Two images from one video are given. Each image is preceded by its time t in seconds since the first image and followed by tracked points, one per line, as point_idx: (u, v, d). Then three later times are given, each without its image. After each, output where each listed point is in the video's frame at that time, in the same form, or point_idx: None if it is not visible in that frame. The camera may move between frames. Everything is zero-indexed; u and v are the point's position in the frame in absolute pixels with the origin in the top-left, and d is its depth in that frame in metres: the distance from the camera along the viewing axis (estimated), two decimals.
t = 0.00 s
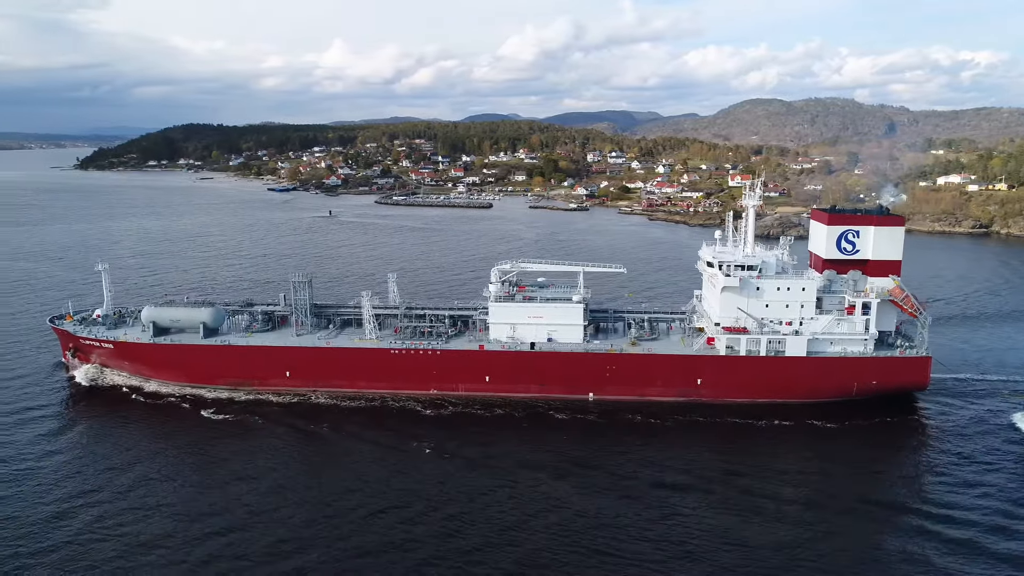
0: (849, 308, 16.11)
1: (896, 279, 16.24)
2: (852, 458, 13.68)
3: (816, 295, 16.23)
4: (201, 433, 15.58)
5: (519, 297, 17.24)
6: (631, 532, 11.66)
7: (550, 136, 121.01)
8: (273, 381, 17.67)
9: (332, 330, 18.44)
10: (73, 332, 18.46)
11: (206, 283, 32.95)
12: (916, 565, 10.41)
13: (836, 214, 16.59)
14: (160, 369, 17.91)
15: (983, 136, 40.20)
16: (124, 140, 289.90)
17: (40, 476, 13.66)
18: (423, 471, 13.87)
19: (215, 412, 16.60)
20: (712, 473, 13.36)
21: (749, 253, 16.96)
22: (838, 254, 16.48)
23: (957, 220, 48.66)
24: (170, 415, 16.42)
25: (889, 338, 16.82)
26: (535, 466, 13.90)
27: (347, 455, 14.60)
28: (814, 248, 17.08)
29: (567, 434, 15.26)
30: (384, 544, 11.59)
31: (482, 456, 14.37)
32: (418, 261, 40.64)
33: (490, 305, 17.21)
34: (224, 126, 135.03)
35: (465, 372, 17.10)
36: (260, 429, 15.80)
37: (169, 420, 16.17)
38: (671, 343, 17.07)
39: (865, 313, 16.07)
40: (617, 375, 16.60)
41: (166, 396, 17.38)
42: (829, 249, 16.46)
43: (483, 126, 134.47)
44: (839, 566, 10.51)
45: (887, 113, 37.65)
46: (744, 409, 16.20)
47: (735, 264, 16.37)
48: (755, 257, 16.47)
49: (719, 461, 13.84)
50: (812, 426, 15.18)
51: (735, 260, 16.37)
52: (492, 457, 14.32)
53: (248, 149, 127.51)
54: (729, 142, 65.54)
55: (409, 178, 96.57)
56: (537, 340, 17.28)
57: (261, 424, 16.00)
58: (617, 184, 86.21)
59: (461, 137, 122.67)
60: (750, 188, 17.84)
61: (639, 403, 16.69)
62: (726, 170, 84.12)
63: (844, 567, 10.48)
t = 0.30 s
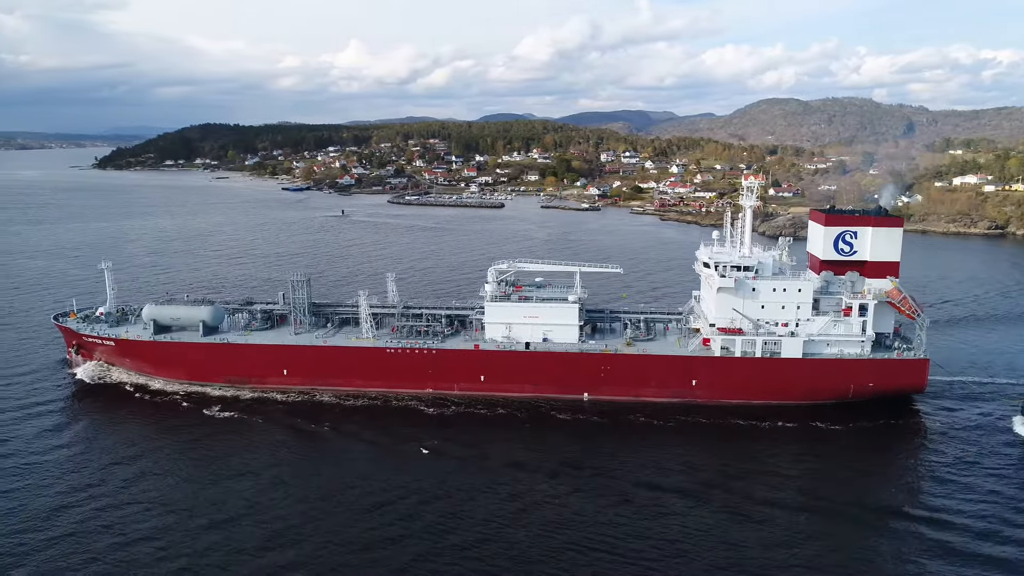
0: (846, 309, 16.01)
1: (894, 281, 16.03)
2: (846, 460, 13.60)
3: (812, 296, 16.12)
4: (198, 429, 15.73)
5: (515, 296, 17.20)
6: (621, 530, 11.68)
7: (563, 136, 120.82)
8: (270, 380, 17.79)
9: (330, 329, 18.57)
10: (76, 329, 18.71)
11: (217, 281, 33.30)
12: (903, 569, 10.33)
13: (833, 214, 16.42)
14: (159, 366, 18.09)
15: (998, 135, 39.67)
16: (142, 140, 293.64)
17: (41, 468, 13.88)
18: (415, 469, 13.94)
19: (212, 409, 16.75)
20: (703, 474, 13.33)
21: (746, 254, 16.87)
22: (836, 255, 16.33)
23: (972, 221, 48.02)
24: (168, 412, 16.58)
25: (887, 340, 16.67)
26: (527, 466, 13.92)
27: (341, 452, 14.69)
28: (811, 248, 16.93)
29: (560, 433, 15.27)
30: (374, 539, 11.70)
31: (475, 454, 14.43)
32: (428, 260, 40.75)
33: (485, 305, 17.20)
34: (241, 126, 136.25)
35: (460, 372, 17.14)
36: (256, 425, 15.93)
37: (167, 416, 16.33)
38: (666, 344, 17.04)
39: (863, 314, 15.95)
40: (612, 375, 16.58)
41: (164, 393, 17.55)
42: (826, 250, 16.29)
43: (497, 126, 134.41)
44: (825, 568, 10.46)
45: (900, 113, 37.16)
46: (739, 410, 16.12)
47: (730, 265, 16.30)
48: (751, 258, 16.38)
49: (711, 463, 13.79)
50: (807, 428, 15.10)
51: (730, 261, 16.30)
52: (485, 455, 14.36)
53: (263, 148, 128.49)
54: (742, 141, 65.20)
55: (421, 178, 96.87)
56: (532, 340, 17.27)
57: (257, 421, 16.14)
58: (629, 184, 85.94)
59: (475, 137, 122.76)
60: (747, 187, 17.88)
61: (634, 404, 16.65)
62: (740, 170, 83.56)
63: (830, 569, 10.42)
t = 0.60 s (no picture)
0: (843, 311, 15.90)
1: (892, 282, 15.91)
2: (840, 463, 13.51)
3: (808, 298, 16.03)
4: (196, 426, 15.89)
5: (511, 296, 17.27)
6: (611, 528, 11.75)
7: (577, 135, 120.59)
8: (267, 377, 17.94)
9: (328, 328, 18.72)
10: (79, 326, 18.96)
11: (227, 279, 33.63)
12: (888, 570, 10.33)
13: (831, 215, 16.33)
14: (160, 363, 18.29)
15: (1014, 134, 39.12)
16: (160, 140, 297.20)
17: (45, 461, 14.13)
18: (408, 466, 14.02)
19: (210, 407, 16.90)
20: (694, 475, 13.30)
21: (742, 254, 16.79)
22: (832, 256, 16.25)
23: (989, 221, 47.41)
24: (166, 408, 16.78)
25: (885, 342, 16.54)
26: (519, 464, 13.95)
27: (336, 450, 14.80)
28: (809, 249, 16.86)
29: (553, 432, 15.31)
30: (367, 534, 11.82)
31: (468, 452, 14.50)
32: (438, 259, 40.87)
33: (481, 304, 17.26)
34: (257, 126, 137.30)
35: (455, 371, 17.19)
36: (253, 422, 16.08)
37: (166, 413, 16.51)
38: (662, 344, 17.01)
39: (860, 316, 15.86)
40: (606, 375, 16.57)
41: (163, 390, 17.74)
42: (823, 251, 16.20)
43: (512, 126, 134.25)
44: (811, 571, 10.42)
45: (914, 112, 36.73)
46: (734, 411, 16.05)
47: (726, 265, 16.22)
48: (747, 259, 16.29)
49: (704, 464, 13.76)
50: (802, 430, 15.00)
51: (726, 262, 16.23)
52: (478, 454, 14.41)
53: (279, 148, 129.47)
54: (756, 140, 64.86)
55: (435, 178, 97.15)
56: (527, 340, 17.30)
57: (254, 418, 16.29)
58: (642, 184, 85.66)
59: (490, 136, 122.86)
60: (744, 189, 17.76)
61: (628, 404, 16.63)
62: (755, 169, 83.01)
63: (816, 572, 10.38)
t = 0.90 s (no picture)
0: (840, 312, 15.72)
1: (890, 283, 15.80)
2: (833, 464, 13.46)
3: (804, 299, 15.95)
4: (195, 422, 16.06)
5: (507, 296, 17.32)
6: (603, 526, 11.80)
7: (592, 134, 120.30)
8: (266, 375, 18.09)
9: (327, 326, 18.86)
10: (84, 323, 19.23)
11: (238, 277, 33.95)
12: (877, 571, 10.30)
13: (828, 215, 16.23)
14: (161, 360, 18.51)
15: None
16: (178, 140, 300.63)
17: (50, 453, 14.39)
18: (403, 463, 14.14)
19: (208, 403, 17.06)
20: (687, 475, 13.29)
21: (739, 254, 16.73)
22: (830, 256, 16.16)
23: (1006, 222, 46.75)
24: (167, 404, 16.98)
25: (883, 343, 16.42)
26: (512, 462, 14.01)
27: (332, 447, 14.92)
28: (807, 249, 16.79)
29: (548, 431, 15.35)
30: (361, 529, 11.94)
31: (463, 450, 14.57)
32: (448, 258, 40.99)
33: (478, 303, 17.31)
34: (272, 126, 138.24)
35: (451, 369, 17.26)
36: (251, 419, 16.25)
37: (165, 409, 16.70)
38: (658, 344, 16.99)
39: (857, 317, 15.69)
40: (602, 375, 16.57)
41: (164, 386, 17.95)
42: (821, 251, 16.12)
43: (526, 126, 133.97)
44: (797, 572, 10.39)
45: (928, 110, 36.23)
46: (729, 412, 16.01)
47: (722, 266, 16.15)
48: (744, 259, 16.22)
49: (697, 463, 13.74)
50: (798, 432, 14.94)
51: (722, 262, 16.17)
52: (472, 452, 14.49)
53: (294, 148, 130.34)
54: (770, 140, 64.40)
55: (448, 177, 97.38)
56: (524, 339, 17.33)
57: (251, 415, 16.45)
58: (655, 183, 85.37)
59: (504, 136, 122.90)
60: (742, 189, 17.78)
61: (624, 404, 16.62)
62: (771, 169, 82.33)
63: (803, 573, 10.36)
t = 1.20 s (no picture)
0: (837, 313, 15.62)
1: (888, 284, 15.68)
2: (827, 466, 13.41)
3: (801, 299, 15.87)
4: (194, 418, 16.26)
5: (505, 296, 17.37)
6: (596, 524, 11.85)
7: (606, 134, 120.01)
8: (265, 373, 18.26)
9: (326, 324, 18.99)
10: (88, 320, 19.50)
11: (248, 276, 34.24)
12: (868, 572, 10.27)
13: (826, 215, 16.14)
14: (163, 358, 18.75)
15: None
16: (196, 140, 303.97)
17: (53, 447, 14.63)
18: (397, 461, 14.24)
19: (208, 400, 17.25)
20: (679, 475, 13.28)
21: (736, 255, 16.67)
22: (827, 257, 16.08)
23: None
24: (167, 400, 17.19)
25: (881, 345, 16.30)
26: (505, 461, 14.07)
27: (328, 443, 15.06)
28: (804, 249, 16.71)
29: (543, 431, 15.39)
30: (356, 524, 12.08)
31: (458, 448, 14.64)
32: (458, 258, 41.10)
33: (475, 302, 17.39)
34: (288, 126, 139.22)
35: (448, 369, 17.33)
36: (250, 416, 16.42)
37: (166, 405, 16.91)
38: (655, 344, 16.96)
39: (854, 318, 15.58)
40: (598, 375, 16.58)
41: (165, 383, 18.16)
42: (818, 252, 16.04)
43: (540, 127, 133.76)
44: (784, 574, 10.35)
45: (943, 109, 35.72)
46: (725, 413, 15.97)
47: (718, 266, 16.08)
48: (740, 259, 16.17)
49: (689, 463, 13.73)
50: (793, 433, 14.88)
51: (719, 262, 16.10)
52: (466, 450, 14.57)
53: (309, 147, 131.19)
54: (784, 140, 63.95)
55: (461, 176, 97.60)
56: (520, 339, 17.34)
57: (249, 412, 16.63)
58: (669, 183, 85.03)
59: (518, 135, 122.88)
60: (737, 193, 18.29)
61: (619, 404, 16.63)
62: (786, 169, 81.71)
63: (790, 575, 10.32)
